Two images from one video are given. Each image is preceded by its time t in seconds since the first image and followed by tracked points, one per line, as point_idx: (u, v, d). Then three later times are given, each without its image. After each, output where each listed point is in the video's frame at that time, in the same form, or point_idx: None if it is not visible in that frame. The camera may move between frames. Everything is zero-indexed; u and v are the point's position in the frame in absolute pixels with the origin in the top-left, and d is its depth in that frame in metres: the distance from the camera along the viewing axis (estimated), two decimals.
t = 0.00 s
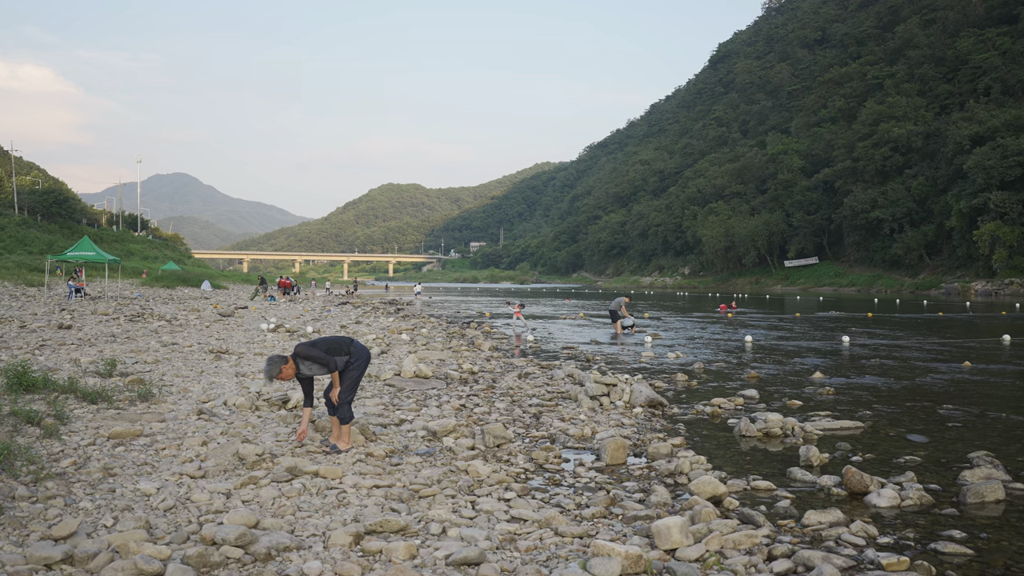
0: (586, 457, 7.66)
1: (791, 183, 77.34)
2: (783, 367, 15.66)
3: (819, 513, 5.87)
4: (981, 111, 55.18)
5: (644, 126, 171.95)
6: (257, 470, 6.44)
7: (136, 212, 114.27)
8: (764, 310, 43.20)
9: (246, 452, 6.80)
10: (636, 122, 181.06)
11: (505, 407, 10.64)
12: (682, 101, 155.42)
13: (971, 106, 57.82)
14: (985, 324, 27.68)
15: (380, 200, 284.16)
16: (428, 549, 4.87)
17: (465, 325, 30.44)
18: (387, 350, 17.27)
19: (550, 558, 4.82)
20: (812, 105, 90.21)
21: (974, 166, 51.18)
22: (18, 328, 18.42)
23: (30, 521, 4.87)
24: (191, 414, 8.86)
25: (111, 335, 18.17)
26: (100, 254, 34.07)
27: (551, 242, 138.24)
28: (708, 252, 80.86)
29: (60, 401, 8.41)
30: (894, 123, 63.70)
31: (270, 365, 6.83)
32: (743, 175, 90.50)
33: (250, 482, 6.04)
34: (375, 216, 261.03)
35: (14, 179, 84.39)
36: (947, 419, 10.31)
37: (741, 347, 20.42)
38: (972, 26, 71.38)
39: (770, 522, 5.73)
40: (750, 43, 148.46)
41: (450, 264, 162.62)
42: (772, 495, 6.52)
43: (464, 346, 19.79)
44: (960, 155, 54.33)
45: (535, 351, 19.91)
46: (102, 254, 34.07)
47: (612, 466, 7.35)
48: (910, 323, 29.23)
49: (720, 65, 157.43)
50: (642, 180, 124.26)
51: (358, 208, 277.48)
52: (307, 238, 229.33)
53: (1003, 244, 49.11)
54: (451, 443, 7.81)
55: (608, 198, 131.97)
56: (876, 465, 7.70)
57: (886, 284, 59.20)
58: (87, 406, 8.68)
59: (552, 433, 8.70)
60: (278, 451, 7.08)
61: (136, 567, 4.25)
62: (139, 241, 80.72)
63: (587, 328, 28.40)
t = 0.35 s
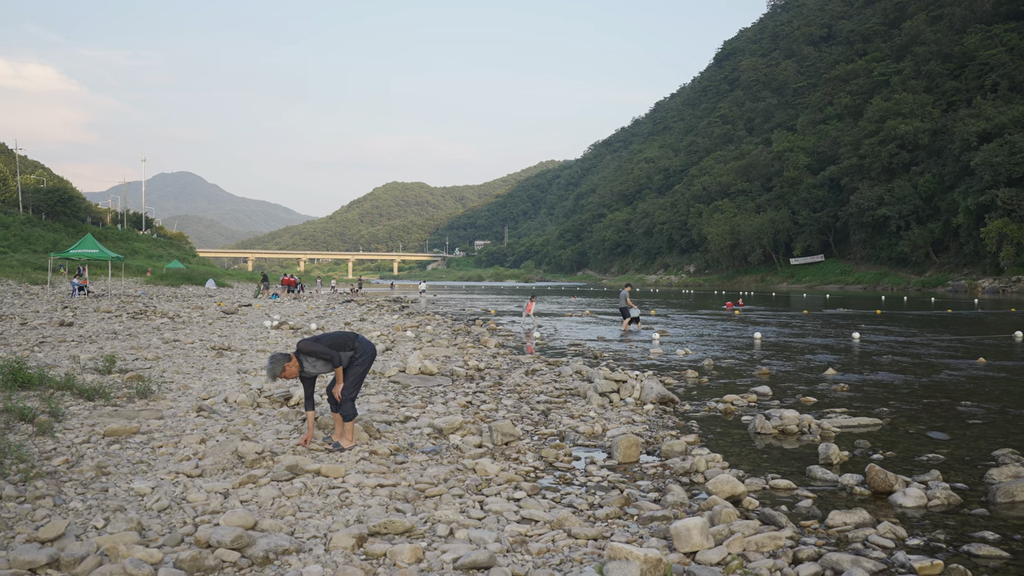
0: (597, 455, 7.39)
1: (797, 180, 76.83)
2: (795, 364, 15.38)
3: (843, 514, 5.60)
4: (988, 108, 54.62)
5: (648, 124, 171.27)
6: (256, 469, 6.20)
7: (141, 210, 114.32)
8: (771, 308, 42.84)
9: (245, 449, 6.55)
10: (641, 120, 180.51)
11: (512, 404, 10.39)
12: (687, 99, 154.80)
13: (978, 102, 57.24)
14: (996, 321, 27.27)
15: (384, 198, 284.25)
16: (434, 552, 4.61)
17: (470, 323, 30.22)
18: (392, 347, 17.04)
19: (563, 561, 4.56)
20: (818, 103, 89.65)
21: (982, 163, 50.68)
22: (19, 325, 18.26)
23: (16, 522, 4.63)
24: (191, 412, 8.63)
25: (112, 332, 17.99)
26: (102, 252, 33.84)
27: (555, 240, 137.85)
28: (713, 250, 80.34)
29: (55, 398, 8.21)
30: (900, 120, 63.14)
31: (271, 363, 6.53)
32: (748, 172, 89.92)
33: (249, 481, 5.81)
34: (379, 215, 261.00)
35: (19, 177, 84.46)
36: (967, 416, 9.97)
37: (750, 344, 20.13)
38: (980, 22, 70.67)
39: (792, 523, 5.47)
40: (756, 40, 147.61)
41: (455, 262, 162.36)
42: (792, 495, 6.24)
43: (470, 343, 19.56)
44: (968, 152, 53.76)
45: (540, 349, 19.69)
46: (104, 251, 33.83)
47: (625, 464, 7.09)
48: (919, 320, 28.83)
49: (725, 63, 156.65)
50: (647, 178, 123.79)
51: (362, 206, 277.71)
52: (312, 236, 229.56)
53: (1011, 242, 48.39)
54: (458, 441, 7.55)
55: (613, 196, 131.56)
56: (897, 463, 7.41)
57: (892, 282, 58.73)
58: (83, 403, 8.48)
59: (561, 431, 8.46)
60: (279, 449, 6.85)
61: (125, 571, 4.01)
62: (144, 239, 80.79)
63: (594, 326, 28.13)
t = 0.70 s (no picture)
0: (607, 465, 7.09)
1: (800, 177, 76.44)
2: (804, 365, 15.04)
3: (870, 532, 5.28)
4: (992, 104, 54.18)
5: (650, 121, 170.68)
6: (249, 482, 5.91)
7: (143, 207, 114.15)
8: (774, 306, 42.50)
9: (238, 461, 6.27)
10: (643, 117, 179.78)
11: (517, 410, 10.09)
12: (690, 96, 154.13)
13: (982, 98, 56.80)
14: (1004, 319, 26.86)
15: (385, 195, 283.77)
16: None
17: (472, 321, 29.96)
18: (393, 348, 16.77)
19: None
20: (821, 99, 89.09)
21: (985, 160, 50.25)
22: (15, 325, 17.98)
23: None
24: (185, 418, 8.36)
25: (109, 332, 17.73)
26: (101, 249, 33.54)
27: (557, 237, 137.48)
28: (716, 247, 79.88)
29: (43, 404, 7.95)
30: (903, 116, 62.70)
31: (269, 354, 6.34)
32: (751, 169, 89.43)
33: (241, 497, 5.51)
34: (381, 212, 260.70)
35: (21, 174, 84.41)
36: (987, 421, 9.60)
37: (756, 344, 19.81)
38: (983, 18, 70.08)
39: (817, 543, 5.14)
40: (758, 36, 146.92)
41: (457, 259, 162.05)
42: (813, 509, 5.93)
43: (472, 343, 19.29)
44: (971, 149, 53.30)
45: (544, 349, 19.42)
46: (104, 249, 33.52)
47: (636, 475, 6.78)
48: (927, 317, 28.42)
49: (727, 59, 155.92)
50: (648, 174, 123.24)
51: (364, 203, 277.34)
52: (313, 234, 229.37)
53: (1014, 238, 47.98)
54: (462, 451, 7.24)
55: (615, 192, 131.15)
56: (921, 473, 7.06)
57: (895, 279, 58.35)
58: (73, 410, 8.21)
59: (568, 438, 8.16)
60: (275, 459, 6.56)
61: None
62: (146, 237, 80.67)
63: (597, 325, 27.86)
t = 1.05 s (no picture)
0: (619, 471, 6.82)
1: (802, 177, 76.17)
2: (814, 366, 14.78)
3: (901, 543, 5.01)
4: (994, 104, 53.88)
5: (652, 121, 170.40)
6: (247, 489, 5.66)
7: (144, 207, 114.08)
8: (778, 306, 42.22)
9: (236, 466, 6.03)
10: (644, 117, 179.41)
11: (523, 413, 9.83)
12: (691, 95, 153.80)
13: (984, 98, 56.49)
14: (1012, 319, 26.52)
15: (386, 195, 283.55)
16: None
17: (475, 321, 29.71)
18: (396, 348, 16.53)
19: None
20: (822, 99, 88.78)
21: (988, 160, 49.93)
22: (13, 325, 17.78)
23: None
24: (182, 421, 8.12)
25: (107, 332, 17.53)
26: (101, 249, 33.31)
27: (558, 237, 137.20)
28: (718, 247, 79.55)
29: (35, 407, 7.71)
30: (905, 116, 62.41)
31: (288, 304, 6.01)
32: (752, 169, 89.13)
33: (239, 506, 5.26)
34: (382, 212, 260.52)
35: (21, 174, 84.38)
36: (1008, 424, 9.30)
37: (763, 344, 19.53)
38: (985, 17, 69.72)
39: (844, 555, 4.88)
40: (760, 36, 146.57)
41: (458, 259, 161.80)
42: (837, 517, 5.66)
43: (475, 343, 19.04)
44: (973, 149, 53.00)
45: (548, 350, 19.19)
46: (103, 248, 33.29)
47: (650, 481, 6.51)
48: (934, 317, 28.09)
49: (728, 59, 155.59)
50: (650, 174, 122.90)
51: (365, 203, 277.22)
52: (314, 233, 229.24)
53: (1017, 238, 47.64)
54: (469, 455, 6.97)
55: (616, 192, 130.92)
56: (945, 478, 6.79)
57: (898, 279, 58.04)
58: (66, 413, 7.98)
59: (578, 442, 7.90)
60: (274, 465, 6.31)
61: None
62: (147, 236, 80.53)
63: (600, 324, 27.60)
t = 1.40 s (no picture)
0: (640, 480, 6.52)
1: (803, 176, 75.90)
2: (827, 367, 14.50)
3: (948, 561, 4.71)
4: (996, 103, 53.55)
5: (652, 120, 170.06)
6: (253, 502, 5.38)
7: (144, 206, 113.78)
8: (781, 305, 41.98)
9: (239, 476, 5.76)
10: (644, 116, 179.09)
11: (535, 417, 9.54)
12: (691, 95, 153.40)
13: (987, 97, 56.14)
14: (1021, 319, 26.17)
15: (386, 194, 283.17)
16: None
17: (478, 321, 29.42)
18: (400, 349, 16.25)
19: None
20: (824, 98, 88.39)
21: (991, 159, 49.57)
22: (10, 325, 17.51)
23: None
24: (183, 426, 7.85)
25: (106, 332, 17.28)
26: (100, 248, 32.99)
27: (558, 236, 136.89)
28: (719, 246, 79.18)
29: (30, 413, 7.43)
30: (907, 115, 62.09)
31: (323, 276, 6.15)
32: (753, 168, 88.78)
33: (244, 520, 4.99)
34: (382, 211, 260.18)
35: (19, 173, 84.06)
36: None
37: (771, 345, 19.26)
38: (987, 16, 69.34)
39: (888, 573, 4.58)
40: (760, 35, 146.16)
41: (458, 258, 161.48)
42: (874, 530, 5.36)
43: (480, 344, 18.77)
44: (976, 147, 52.71)
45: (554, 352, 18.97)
46: (102, 247, 32.96)
47: (673, 492, 6.22)
48: (941, 318, 27.79)
49: (729, 58, 155.26)
50: (650, 174, 122.58)
51: (365, 203, 276.66)
52: (314, 232, 228.91)
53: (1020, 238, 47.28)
54: (483, 464, 6.68)
55: (616, 191, 130.62)
56: (981, 488, 6.48)
57: (900, 279, 57.75)
58: (62, 418, 7.70)
59: (593, 449, 7.63)
60: (280, 475, 6.03)
61: None
62: (146, 235, 80.25)
63: (604, 324, 27.32)
